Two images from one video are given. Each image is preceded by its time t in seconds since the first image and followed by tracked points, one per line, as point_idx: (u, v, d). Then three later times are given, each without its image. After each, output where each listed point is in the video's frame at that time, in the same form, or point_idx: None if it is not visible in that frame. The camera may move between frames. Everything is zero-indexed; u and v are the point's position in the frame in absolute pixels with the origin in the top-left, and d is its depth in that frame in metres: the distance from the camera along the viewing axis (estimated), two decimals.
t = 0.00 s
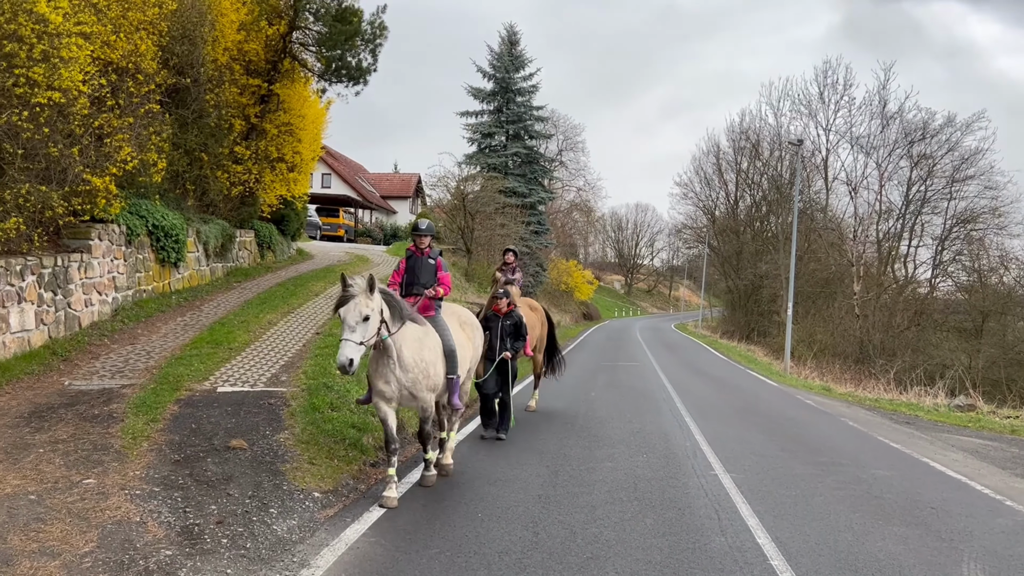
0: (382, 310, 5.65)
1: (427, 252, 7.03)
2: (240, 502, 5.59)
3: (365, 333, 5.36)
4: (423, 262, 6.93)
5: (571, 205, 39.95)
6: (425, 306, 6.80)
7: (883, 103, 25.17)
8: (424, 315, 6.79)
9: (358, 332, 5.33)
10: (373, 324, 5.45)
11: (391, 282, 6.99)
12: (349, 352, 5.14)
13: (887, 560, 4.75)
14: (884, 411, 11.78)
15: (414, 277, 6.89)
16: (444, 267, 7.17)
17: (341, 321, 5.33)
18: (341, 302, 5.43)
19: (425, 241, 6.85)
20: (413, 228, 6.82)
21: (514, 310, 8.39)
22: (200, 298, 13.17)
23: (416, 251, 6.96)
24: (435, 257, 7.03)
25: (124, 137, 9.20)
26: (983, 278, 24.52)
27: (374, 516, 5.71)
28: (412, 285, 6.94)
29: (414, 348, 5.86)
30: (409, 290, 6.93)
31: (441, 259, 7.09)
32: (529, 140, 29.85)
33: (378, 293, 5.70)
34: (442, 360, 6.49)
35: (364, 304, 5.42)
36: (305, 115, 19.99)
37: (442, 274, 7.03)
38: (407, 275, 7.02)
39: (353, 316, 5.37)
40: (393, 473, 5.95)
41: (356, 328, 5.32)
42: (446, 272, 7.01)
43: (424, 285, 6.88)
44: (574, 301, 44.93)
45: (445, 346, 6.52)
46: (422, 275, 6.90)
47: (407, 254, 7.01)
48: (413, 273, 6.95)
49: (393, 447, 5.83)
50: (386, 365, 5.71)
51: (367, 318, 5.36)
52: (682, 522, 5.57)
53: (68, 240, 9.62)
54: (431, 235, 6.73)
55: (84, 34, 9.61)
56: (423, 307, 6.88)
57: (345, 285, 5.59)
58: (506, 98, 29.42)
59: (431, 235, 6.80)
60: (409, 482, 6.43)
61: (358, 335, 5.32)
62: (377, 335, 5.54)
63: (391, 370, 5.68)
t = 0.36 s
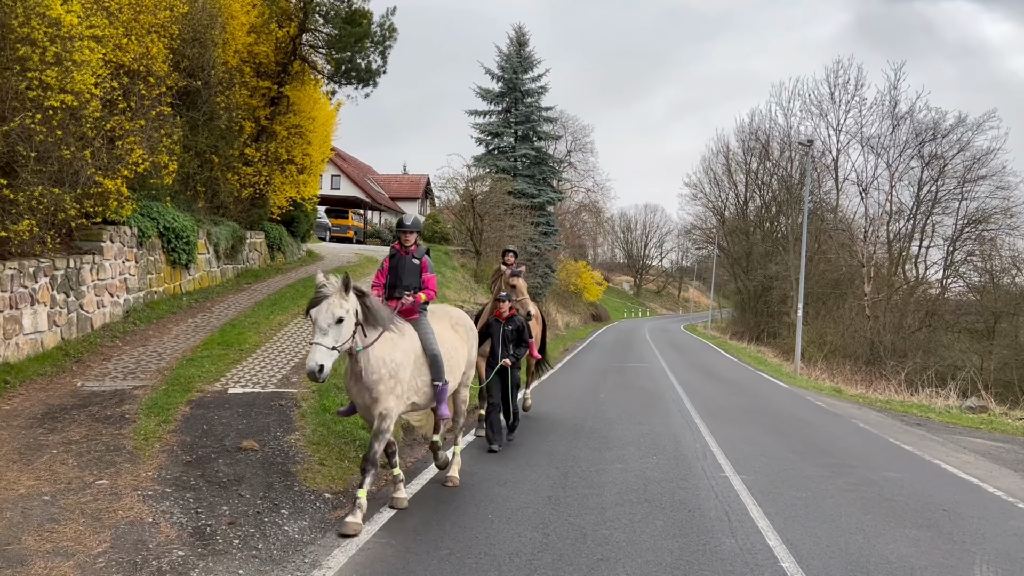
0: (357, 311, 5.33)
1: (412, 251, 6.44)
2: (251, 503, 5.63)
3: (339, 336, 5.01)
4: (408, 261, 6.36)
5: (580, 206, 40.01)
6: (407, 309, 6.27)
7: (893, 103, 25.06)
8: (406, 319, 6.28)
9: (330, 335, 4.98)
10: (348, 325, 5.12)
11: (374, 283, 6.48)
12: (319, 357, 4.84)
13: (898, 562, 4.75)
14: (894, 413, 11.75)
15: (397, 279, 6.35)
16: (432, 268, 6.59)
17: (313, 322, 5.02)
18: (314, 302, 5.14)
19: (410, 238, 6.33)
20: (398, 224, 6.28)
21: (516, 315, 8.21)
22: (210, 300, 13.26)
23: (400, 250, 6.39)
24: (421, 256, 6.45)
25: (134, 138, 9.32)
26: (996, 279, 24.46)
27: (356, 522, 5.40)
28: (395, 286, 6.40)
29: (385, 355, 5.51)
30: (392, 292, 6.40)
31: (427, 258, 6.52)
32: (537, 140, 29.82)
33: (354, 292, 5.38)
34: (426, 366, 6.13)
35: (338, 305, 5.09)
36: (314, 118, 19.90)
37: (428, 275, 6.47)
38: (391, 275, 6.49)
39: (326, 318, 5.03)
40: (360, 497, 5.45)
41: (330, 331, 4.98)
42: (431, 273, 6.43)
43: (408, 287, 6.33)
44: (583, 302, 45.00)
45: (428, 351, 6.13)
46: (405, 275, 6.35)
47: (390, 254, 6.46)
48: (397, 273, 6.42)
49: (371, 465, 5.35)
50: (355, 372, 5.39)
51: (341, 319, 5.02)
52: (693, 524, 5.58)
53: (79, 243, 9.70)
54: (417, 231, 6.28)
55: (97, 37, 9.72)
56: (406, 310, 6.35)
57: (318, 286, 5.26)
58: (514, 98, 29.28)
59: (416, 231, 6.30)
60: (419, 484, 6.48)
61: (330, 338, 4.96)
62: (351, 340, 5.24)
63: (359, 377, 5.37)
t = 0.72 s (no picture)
0: (326, 314, 4.95)
1: (404, 242, 6.09)
2: (275, 498, 5.69)
3: (305, 346, 4.67)
4: (398, 252, 5.99)
5: (600, 202, 40.09)
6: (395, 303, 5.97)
7: (918, 97, 24.78)
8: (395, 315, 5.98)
9: (295, 345, 4.65)
10: (315, 332, 4.77)
11: (367, 274, 6.20)
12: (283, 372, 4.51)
13: (924, 560, 4.72)
14: (919, 409, 11.64)
15: (387, 269, 6.00)
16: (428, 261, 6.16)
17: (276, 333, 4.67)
18: (275, 309, 4.76)
19: (402, 228, 6.02)
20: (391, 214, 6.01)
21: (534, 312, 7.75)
22: (233, 297, 13.42)
23: (393, 241, 6.08)
24: (414, 247, 6.07)
25: (158, 137, 9.42)
26: None
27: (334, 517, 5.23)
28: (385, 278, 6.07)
29: (373, 354, 5.15)
30: (382, 285, 6.09)
31: (421, 250, 6.13)
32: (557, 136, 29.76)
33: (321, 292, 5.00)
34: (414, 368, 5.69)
35: (301, 313, 4.72)
36: (336, 116, 20.05)
37: (422, 267, 6.04)
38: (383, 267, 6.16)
39: (290, 328, 4.68)
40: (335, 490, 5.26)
41: (293, 343, 4.64)
42: (424, 265, 6.02)
43: (397, 279, 5.95)
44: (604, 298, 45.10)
45: (417, 352, 5.70)
46: (395, 267, 5.98)
47: (383, 244, 6.16)
48: (387, 266, 6.07)
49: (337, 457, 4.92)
50: (338, 379, 5.00)
51: (305, 329, 4.65)
52: (715, 521, 5.58)
53: (105, 240, 9.84)
54: (409, 221, 5.97)
55: (122, 38, 9.87)
56: (396, 303, 6.02)
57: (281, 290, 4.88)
58: (534, 95, 29.40)
59: (407, 221, 5.98)
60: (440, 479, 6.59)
61: (295, 349, 4.63)
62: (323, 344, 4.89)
63: (342, 383, 4.97)
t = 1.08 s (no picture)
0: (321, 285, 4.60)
1: (407, 230, 5.62)
2: (319, 488, 5.80)
3: (291, 311, 4.32)
4: (401, 241, 5.55)
5: (639, 194, 40.11)
6: (397, 296, 5.58)
7: (968, 84, 24.07)
8: (394, 308, 5.58)
9: (281, 309, 4.30)
10: (305, 301, 4.42)
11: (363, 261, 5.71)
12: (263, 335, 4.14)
13: (973, 558, 4.63)
14: (968, 404, 11.35)
15: (387, 259, 5.57)
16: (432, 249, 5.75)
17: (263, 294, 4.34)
18: (265, 269, 4.44)
19: (403, 216, 5.52)
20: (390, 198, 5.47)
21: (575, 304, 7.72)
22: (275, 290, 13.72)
23: (394, 227, 5.59)
24: (418, 236, 5.61)
25: (202, 132, 9.80)
26: None
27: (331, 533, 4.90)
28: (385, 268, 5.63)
29: (372, 354, 4.75)
30: (382, 274, 5.63)
31: (425, 238, 5.67)
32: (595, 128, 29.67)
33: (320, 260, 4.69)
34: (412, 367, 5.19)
35: (291, 275, 4.39)
36: (375, 110, 20.34)
37: (427, 259, 5.67)
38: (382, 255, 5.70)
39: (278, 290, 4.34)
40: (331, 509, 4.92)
41: (279, 305, 4.29)
42: (429, 256, 5.64)
43: (401, 270, 5.56)
44: (643, 290, 45.16)
45: (416, 350, 5.21)
46: (398, 257, 5.55)
47: (382, 230, 5.67)
48: (388, 254, 5.62)
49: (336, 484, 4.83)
50: (329, 365, 4.61)
51: (293, 292, 4.32)
52: (758, 515, 5.56)
53: (152, 235, 10.15)
54: (410, 207, 5.47)
55: (168, 35, 10.05)
56: (397, 297, 5.60)
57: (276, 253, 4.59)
58: (572, 87, 29.44)
59: (409, 208, 5.49)
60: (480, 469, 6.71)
61: (280, 313, 4.27)
62: (316, 318, 4.53)
63: (336, 379, 4.59)
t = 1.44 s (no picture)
0: (326, 282, 4.37)
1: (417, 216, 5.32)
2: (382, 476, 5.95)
3: (295, 311, 4.10)
4: (410, 228, 5.24)
5: (700, 184, 40.02)
6: (406, 288, 5.21)
7: None
8: (405, 302, 5.19)
9: (284, 308, 4.07)
10: (310, 300, 4.20)
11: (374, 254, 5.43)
12: (267, 338, 3.94)
13: None
14: None
15: (397, 249, 5.25)
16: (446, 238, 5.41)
17: (264, 292, 4.09)
18: (267, 264, 4.18)
19: (414, 200, 5.24)
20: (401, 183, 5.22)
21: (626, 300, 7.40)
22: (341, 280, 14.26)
23: (404, 214, 5.31)
24: (427, 222, 5.30)
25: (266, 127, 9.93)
26: None
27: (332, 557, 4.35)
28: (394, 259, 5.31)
29: (369, 349, 4.47)
30: (391, 266, 5.30)
31: (437, 225, 5.34)
32: (655, 117, 29.60)
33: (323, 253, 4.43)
34: (421, 363, 4.91)
35: (295, 273, 4.14)
36: (435, 102, 20.26)
37: (439, 246, 5.31)
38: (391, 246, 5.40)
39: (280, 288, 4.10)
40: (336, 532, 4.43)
41: (282, 305, 4.06)
42: (441, 244, 5.29)
43: (410, 259, 5.21)
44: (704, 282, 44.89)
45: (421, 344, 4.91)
46: (407, 245, 5.22)
47: (393, 219, 5.39)
48: (397, 244, 5.30)
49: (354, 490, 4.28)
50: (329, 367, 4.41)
51: (298, 291, 4.09)
52: (823, 509, 5.49)
53: (219, 227, 10.51)
54: (421, 190, 5.17)
55: (233, 32, 10.31)
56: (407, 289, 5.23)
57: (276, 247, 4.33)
58: (630, 76, 29.42)
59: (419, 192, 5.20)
60: (538, 460, 6.80)
61: (283, 314, 4.05)
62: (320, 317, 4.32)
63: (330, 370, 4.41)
